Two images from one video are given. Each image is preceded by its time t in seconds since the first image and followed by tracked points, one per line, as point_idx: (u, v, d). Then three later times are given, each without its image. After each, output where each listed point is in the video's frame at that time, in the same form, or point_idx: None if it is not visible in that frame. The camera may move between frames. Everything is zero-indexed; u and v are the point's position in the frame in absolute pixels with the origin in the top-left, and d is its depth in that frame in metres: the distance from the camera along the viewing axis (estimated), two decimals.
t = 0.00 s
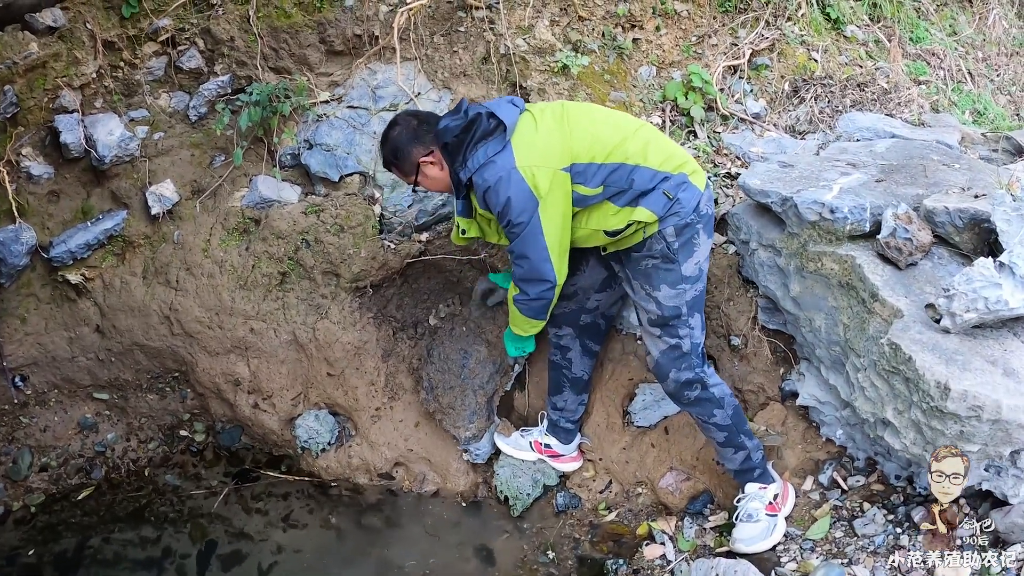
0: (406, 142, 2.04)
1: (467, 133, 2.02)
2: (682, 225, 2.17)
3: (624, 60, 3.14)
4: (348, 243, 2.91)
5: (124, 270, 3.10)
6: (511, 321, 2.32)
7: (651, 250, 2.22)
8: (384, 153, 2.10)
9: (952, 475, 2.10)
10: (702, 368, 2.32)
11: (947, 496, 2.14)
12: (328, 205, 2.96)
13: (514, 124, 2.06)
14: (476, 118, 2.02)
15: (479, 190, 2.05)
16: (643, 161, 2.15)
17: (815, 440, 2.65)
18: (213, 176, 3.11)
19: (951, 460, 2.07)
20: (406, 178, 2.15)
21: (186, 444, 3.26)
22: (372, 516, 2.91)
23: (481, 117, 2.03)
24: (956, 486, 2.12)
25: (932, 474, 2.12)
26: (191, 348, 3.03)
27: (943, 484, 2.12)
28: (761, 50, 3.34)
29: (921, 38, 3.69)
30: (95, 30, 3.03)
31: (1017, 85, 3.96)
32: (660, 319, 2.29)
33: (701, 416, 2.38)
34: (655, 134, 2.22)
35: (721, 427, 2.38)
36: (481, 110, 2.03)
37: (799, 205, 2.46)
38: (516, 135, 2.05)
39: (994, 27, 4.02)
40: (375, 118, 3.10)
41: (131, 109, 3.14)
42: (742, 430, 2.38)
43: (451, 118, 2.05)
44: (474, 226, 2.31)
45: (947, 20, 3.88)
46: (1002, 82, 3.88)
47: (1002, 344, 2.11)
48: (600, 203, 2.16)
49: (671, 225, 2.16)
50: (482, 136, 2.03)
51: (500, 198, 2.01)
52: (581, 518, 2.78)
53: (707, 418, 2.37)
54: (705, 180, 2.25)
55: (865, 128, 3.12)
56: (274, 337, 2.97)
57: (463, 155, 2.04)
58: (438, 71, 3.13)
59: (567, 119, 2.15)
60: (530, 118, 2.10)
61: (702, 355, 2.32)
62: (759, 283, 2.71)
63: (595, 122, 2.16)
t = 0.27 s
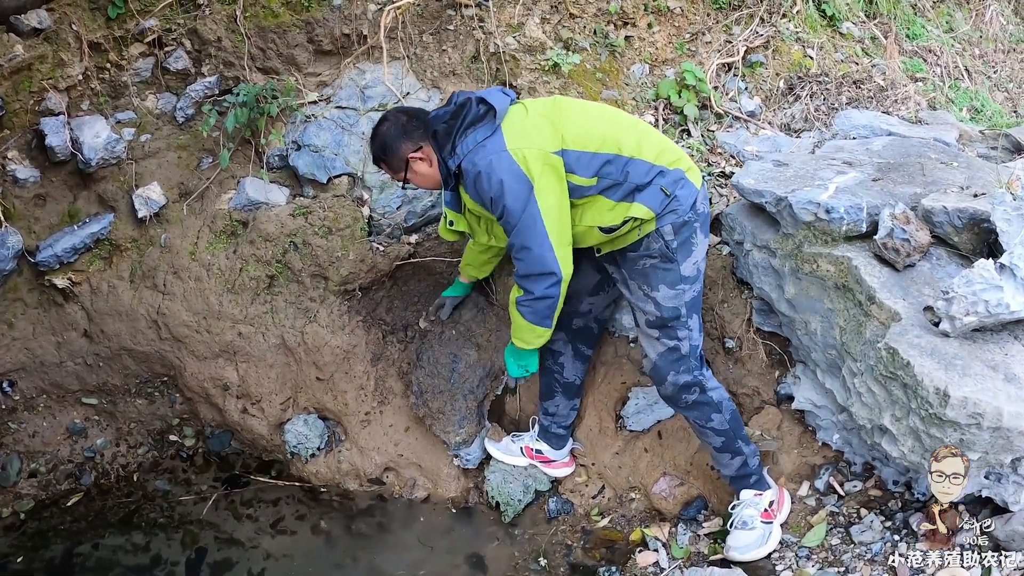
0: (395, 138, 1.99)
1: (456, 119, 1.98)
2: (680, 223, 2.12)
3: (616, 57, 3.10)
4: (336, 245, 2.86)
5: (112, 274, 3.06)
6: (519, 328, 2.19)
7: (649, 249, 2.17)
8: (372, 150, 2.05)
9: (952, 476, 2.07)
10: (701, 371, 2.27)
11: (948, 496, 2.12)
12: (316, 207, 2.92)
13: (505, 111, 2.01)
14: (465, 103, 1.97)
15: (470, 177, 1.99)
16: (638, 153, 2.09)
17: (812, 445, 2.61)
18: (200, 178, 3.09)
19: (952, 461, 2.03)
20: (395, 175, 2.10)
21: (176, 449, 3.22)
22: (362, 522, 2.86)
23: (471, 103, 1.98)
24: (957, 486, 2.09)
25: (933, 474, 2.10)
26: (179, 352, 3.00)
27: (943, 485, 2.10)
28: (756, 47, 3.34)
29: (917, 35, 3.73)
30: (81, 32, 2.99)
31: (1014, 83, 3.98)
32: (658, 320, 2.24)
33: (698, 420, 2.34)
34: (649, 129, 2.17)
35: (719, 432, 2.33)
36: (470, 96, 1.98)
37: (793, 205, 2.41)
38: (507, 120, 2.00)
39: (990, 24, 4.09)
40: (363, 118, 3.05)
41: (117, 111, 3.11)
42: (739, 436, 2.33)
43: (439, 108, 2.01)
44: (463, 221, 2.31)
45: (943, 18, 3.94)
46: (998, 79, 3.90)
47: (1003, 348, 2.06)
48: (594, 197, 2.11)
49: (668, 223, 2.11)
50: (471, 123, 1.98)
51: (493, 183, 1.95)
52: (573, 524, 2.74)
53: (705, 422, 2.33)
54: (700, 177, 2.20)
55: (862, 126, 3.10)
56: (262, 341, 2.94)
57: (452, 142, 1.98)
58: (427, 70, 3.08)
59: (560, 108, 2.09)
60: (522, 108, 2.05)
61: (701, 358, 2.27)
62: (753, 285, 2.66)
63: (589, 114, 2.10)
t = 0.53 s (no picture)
0: (383, 149, 2.01)
1: (438, 125, 1.96)
2: (669, 220, 2.10)
3: (611, 56, 3.09)
4: (329, 247, 2.84)
5: (105, 277, 3.04)
6: (540, 330, 2.08)
7: (638, 249, 2.15)
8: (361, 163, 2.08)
9: (952, 476, 2.04)
10: (695, 369, 2.24)
11: (948, 497, 2.09)
12: (310, 208, 2.90)
13: (487, 114, 1.99)
14: (445, 108, 1.97)
15: (457, 180, 1.96)
16: (624, 150, 2.07)
17: (809, 446, 2.58)
18: (193, 179, 3.07)
19: (952, 460, 2.00)
20: (385, 186, 2.11)
21: (171, 452, 3.21)
22: (357, 525, 2.84)
23: (452, 108, 1.97)
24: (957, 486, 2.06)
25: (932, 474, 2.07)
26: (173, 355, 2.98)
27: (944, 485, 2.07)
28: (752, 45, 3.31)
29: (915, 32, 3.71)
30: (72, 33, 2.97)
31: (1011, 79, 3.97)
32: (650, 320, 2.21)
33: (693, 419, 2.31)
34: (636, 125, 2.14)
35: (714, 431, 2.30)
36: (451, 101, 1.97)
37: (790, 203, 2.38)
38: (489, 122, 1.98)
39: (987, 20, 4.08)
40: (356, 118, 3.04)
41: (110, 113, 3.09)
42: (735, 435, 2.30)
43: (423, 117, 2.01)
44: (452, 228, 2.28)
45: (940, 14, 3.92)
46: (996, 76, 3.89)
47: (1002, 347, 2.03)
48: (581, 196, 2.10)
49: (656, 220, 2.09)
50: (454, 126, 1.96)
51: (482, 180, 1.91)
52: (569, 526, 2.72)
53: (700, 422, 2.30)
54: (689, 172, 2.16)
55: (859, 123, 3.09)
56: (255, 343, 2.92)
57: (435, 148, 1.95)
58: (421, 70, 3.06)
59: (542, 107, 2.07)
60: (503, 109, 2.03)
61: (695, 356, 2.24)
62: (750, 284, 2.63)
63: (572, 112, 2.08)
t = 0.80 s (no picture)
0: (381, 163, 2.02)
1: (430, 136, 1.96)
2: (666, 217, 2.08)
3: (611, 54, 3.08)
4: (329, 247, 2.83)
5: (103, 278, 3.03)
6: (560, 322, 2.04)
7: (637, 248, 2.14)
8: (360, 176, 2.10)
9: (952, 476, 2.02)
10: (698, 367, 2.23)
11: (948, 497, 2.07)
12: (309, 208, 2.89)
13: (479, 121, 1.98)
14: (437, 119, 1.97)
15: (454, 189, 1.95)
16: (618, 148, 2.07)
17: (813, 445, 2.59)
18: (191, 179, 3.05)
19: (952, 461, 2.00)
20: (385, 199, 2.14)
21: (170, 454, 3.19)
22: (358, 527, 2.83)
23: (443, 118, 1.97)
24: (957, 487, 2.05)
25: (932, 475, 2.05)
26: (172, 356, 2.96)
27: (943, 485, 2.06)
28: (752, 43, 3.30)
29: (913, 30, 3.69)
30: (69, 33, 2.95)
31: (1011, 77, 3.96)
32: (651, 319, 2.20)
33: (697, 417, 2.30)
34: (630, 124, 2.14)
35: (718, 429, 2.29)
36: (442, 111, 1.98)
37: (792, 202, 2.37)
38: (482, 129, 1.97)
39: (986, 18, 4.07)
40: (355, 118, 3.02)
41: (107, 113, 3.07)
42: (739, 433, 2.29)
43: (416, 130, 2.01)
44: (450, 236, 2.30)
45: (939, 13, 3.91)
46: (995, 74, 3.88)
47: (1006, 346, 2.02)
48: (579, 196, 2.09)
49: (653, 218, 2.08)
50: (447, 136, 1.96)
51: (481, 184, 1.90)
52: (571, 527, 2.71)
53: (703, 420, 2.29)
54: (686, 168, 2.14)
55: (860, 122, 3.07)
56: (255, 344, 2.90)
57: (430, 159, 1.95)
58: (420, 69, 3.04)
59: (533, 111, 2.07)
60: (494, 115, 2.03)
61: (697, 354, 2.23)
62: (752, 283, 2.62)
63: (565, 113, 2.09)
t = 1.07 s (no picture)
0: (386, 166, 2.02)
1: (435, 140, 1.97)
2: (669, 220, 2.09)
3: (614, 56, 3.07)
4: (333, 250, 2.83)
5: (106, 281, 3.02)
6: (561, 326, 2.04)
7: (639, 251, 2.14)
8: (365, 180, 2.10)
9: (952, 476, 2.05)
10: (704, 369, 2.24)
11: (948, 497, 2.09)
12: (313, 210, 2.88)
13: (482, 125, 1.98)
14: (443, 122, 1.97)
15: (459, 194, 1.95)
16: (621, 151, 2.06)
17: (818, 446, 2.59)
18: (193, 182, 3.04)
19: (952, 461, 2.03)
20: (391, 203, 2.14)
21: (174, 457, 3.18)
22: (364, 530, 2.83)
23: (448, 122, 1.97)
24: (957, 487, 2.07)
25: (932, 474, 2.08)
26: (175, 360, 2.94)
27: (944, 484, 2.08)
28: (754, 44, 3.30)
29: (913, 29, 3.70)
30: (71, 35, 2.94)
31: (1010, 76, 3.97)
32: (656, 322, 2.21)
33: (703, 418, 2.31)
34: (632, 125, 2.14)
35: (723, 430, 2.30)
36: (446, 116, 1.98)
37: (798, 204, 2.38)
38: (486, 133, 1.97)
39: (986, 18, 4.08)
40: (358, 120, 3.02)
41: (109, 116, 3.06)
42: (744, 433, 2.30)
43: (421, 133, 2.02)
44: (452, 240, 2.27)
45: (939, 12, 3.92)
46: (995, 73, 3.89)
47: (1012, 348, 2.03)
48: (582, 199, 2.09)
49: (656, 221, 2.08)
50: (451, 140, 1.96)
51: (486, 188, 1.90)
52: (577, 529, 2.71)
53: (709, 421, 2.30)
54: (689, 168, 2.14)
55: (863, 123, 3.08)
56: (259, 347, 2.89)
57: (435, 163, 1.96)
58: (424, 70, 3.05)
59: (536, 113, 2.07)
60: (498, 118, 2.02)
61: (702, 356, 2.24)
62: (757, 285, 2.63)
63: (567, 116, 2.08)
